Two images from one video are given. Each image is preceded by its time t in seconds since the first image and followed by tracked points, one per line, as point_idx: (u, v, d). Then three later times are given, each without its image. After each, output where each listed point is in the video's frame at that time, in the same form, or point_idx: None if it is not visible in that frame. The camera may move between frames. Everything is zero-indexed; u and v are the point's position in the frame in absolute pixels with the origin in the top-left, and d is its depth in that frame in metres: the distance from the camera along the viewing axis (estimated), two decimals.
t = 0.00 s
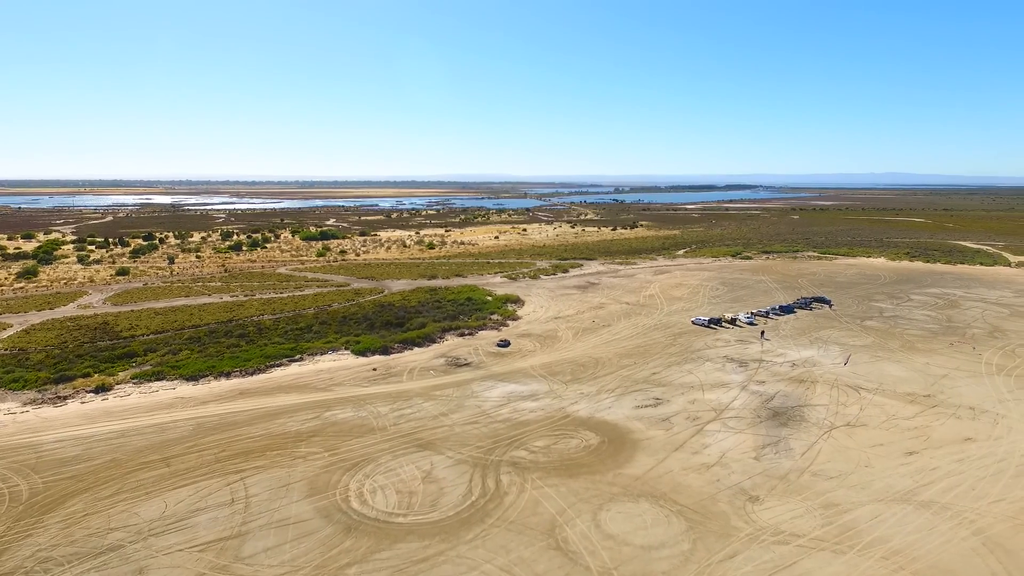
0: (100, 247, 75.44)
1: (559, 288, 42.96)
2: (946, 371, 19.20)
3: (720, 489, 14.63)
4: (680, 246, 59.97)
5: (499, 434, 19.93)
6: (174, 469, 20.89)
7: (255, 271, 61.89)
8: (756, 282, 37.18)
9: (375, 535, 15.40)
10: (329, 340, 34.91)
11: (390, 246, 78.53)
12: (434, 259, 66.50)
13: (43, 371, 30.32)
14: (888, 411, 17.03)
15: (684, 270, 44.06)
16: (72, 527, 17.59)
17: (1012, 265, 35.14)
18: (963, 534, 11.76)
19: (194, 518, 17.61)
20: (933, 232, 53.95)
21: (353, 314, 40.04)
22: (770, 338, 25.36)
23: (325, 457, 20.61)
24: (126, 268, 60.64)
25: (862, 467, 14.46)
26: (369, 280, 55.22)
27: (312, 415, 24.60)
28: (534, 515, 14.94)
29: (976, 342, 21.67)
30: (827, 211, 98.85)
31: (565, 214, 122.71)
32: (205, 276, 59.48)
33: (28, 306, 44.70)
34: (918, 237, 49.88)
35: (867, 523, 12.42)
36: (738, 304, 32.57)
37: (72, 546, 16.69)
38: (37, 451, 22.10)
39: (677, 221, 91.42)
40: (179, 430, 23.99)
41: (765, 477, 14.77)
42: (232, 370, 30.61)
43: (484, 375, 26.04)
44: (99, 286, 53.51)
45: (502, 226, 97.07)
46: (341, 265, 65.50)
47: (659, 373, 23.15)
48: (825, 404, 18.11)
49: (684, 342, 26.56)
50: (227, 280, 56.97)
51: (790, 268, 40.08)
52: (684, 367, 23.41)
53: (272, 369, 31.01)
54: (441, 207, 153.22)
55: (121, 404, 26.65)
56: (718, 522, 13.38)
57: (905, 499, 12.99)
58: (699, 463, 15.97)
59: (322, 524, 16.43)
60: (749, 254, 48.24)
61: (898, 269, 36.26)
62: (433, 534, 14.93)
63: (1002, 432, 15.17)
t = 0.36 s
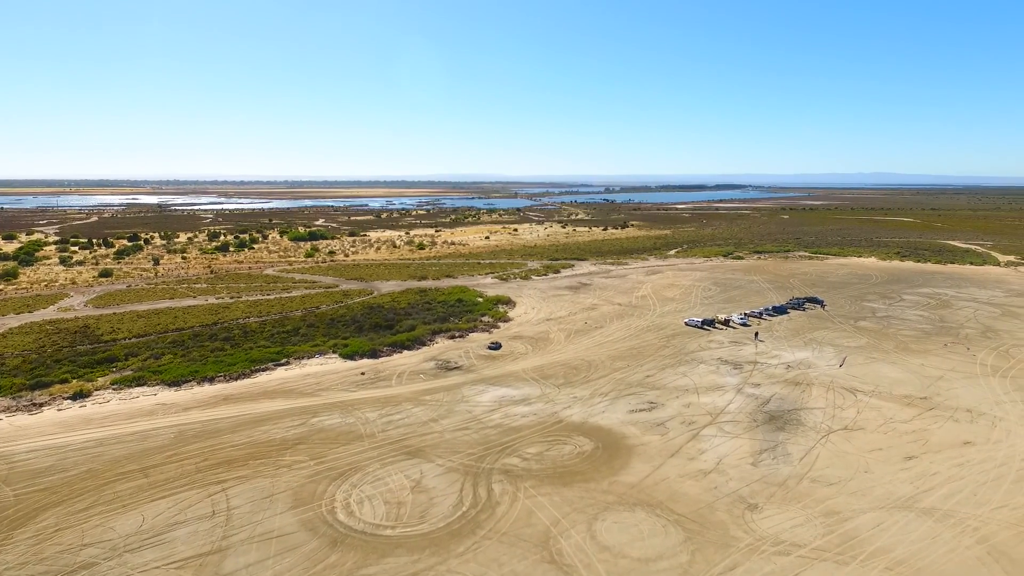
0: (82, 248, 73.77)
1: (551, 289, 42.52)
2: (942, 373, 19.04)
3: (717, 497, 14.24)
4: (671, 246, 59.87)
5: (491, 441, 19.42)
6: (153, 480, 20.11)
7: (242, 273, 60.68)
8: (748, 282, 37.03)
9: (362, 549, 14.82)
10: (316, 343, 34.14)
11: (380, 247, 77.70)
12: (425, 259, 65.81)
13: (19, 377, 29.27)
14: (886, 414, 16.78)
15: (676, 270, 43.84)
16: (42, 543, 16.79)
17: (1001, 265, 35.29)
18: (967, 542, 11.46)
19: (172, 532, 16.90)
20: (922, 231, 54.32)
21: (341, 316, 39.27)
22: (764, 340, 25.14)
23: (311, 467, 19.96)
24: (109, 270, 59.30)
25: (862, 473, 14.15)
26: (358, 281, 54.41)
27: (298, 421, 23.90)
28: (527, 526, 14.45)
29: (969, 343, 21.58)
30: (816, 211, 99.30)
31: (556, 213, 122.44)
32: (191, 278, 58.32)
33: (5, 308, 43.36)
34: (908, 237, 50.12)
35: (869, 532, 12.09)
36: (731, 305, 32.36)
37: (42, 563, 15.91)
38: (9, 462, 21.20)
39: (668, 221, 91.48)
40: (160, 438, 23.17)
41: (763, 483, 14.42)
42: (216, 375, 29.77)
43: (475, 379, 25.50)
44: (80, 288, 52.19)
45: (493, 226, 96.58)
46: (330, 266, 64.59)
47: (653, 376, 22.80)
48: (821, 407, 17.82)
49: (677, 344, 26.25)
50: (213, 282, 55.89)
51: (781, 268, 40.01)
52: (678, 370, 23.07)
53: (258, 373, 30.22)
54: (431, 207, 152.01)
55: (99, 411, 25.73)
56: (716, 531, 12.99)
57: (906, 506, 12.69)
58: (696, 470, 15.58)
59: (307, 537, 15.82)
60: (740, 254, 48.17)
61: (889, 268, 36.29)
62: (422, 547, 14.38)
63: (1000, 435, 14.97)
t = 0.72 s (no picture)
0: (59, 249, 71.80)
1: (540, 290, 42.09)
2: (933, 374, 18.93)
3: (712, 504, 13.89)
4: (660, 246, 59.84)
5: (479, 447, 18.91)
6: (127, 491, 19.28)
7: (225, 274, 59.42)
8: (737, 283, 36.96)
9: (346, 564, 14.23)
10: (300, 347, 33.34)
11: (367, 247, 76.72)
12: (412, 260, 65.04)
13: None
14: (879, 416, 16.58)
15: (665, 270, 43.67)
16: (7, 561, 15.91)
17: (986, 264, 35.57)
18: (966, 550, 11.21)
19: (146, 548, 16.13)
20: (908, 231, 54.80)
21: (326, 318, 38.46)
22: (755, 341, 24.95)
23: (293, 476, 19.27)
24: (88, 271, 57.71)
25: (857, 477, 13.90)
26: (344, 282, 53.52)
27: (281, 428, 23.17)
28: (517, 537, 13.97)
29: (959, 343, 21.56)
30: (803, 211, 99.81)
31: (545, 213, 122.17)
32: (173, 279, 56.98)
33: None
34: (894, 237, 50.48)
35: (867, 540, 11.78)
36: (721, 305, 32.20)
37: None
38: None
39: (656, 221, 91.63)
40: (135, 447, 22.28)
41: (758, 489, 14.09)
42: (196, 381, 28.85)
43: (463, 383, 24.96)
44: (57, 290, 50.64)
45: (482, 226, 96.02)
46: (316, 267, 63.54)
47: (644, 378, 22.46)
48: (815, 410, 17.59)
49: (668, 346, 25.96)
50: (195, 284, 54.62)
51: (771, 268, 40.02)
52: (669, 372, 22.76)
53: (239, 378, 29.37)
54: (419, 207, 150.48)
55: (73, 419, 24.72)
56: (712, 541, 12.61)
57: (904, 512, 12.43)
58: (689, 476, 15.22)
59: (288, 552, 15.18)
60: (729, 253, 48.20)
61: (877, 268, 36.42)
62: (408, 561, 13.83)
63: (994, 437, 14.81)
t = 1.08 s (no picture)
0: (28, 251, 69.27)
1: (525, 291, 41.64)
2: (918, 375, 18.97)
3: (702, 511, 13.56)
4: (645, 246, 59.93)
5: (463, 454, 18.35)
6: (93, 506, 18.29)
7: (202, 276, 57.82)
8: (722, 282, 37.00)
9: None
10: (279, 351, 32.37)
11: (349, 248, 75.54)
12: (395, 261, 64.14)
13: None
14: (867, 418, 16.47)
15: (650, 271, 43.58)
16: None
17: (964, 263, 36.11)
18: (959, 555, 11.03)
19: (112, 567, 15.24)
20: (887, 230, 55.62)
21: (306, 321, 37.47)
22: (741, 341, 24.86)
23: (270, 487, 18.48)
24: (58, 273, 55.68)
25: (847, 481, 13.69)
26: (326, 284, 52.40)
27: (257, 437, 22.30)
28: (503, 549, 13.47)
29: (942, 342, 21.70)
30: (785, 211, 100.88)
31: (530, 213, 121.89)
32: (148, 281, 55.28)
33: None
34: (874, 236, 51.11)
35: (860, 547, 11.55)
36: (706, 306, 32.14)
37: None
38: None
39: (641, 220, 91.99)
40: (103, 458, 21.23)
41: (748, 495, 13.80)
42: (169, 387, 27.75)
43: (446, 387, 24.35)
44: (25, 293, 48.71)
45: (466, 226, 95.40)
46: (296, 268, 62.29)
47: (631, 381, 22.13)
48: (802, 412, 17.44)
49: (654, 347, 25.73)
50: (171, 286, 53.05)
51: (755, 268, 40.19)
52: (656, 374, 22.49)
53: (215, 384, 28.35)
54: (402, 207, 148.80)
55: (37, 429, 23.50)
56: (703, 550, 12.27)
57: (895, 517, 12.24)
58: (679, 482, 14.87)
59: (263, 569, 14.45)
60: (713, 253, 48.38)
61: (858, 268, 36.75)
62: None
63: (981, 438, 14.78)
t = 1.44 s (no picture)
0: None
1: (510, 292, 41.19)
2: (904, 376, 19.04)
3: (693, 519, 13.22)
4: (629, 245, 59.95)
5: (448, 461, 17.74)
6: (57, 523, 17.22)
7: (180, 277, 56.28)
8: (707, 282, 37.00)
9: None
10: (257, 355, 31.41)
11: (331, 248, 74.35)
12: (378, 261, 63.25)
13: None
14: (856, 420, 16.43)
15: (635, 271, 43.45)
16: None
17: (944, 262, 36.62)
18: (954, 561, 10.86)
19: None
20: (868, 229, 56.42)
21: (286, 323, 36.49)
22: (727, 342, 24.73)
23: (246, 499, 17.58)
24: (28, 275, 53.66)
25: (839, 486, 13.50)
26: (307, 285, 51.31)
27: (233, 446, 21.20)
28: (489, 562, 12.95)
29: (926, 342, 21.82)
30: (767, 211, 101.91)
31: (514, 213, 121.54)
32: (123, 283, 53.59)
33: None
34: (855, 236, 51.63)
35: (855, 555, 11.30)
36: (692, 306, 32.04)
37: None
38: None
39: (625, 220, 92.21)
40: (70, 472, 20.10)
41: (740, 502, 13.51)
42: (142, 395, 26.61)
43: (430, 392, 23.63)
44: None
45: (450, 226, 94.72)
46: (277, 269, 61.03)
47: (618, 383, 21.77)
48: (791, 414, 17.29)
49: (641, 348, 25.45)
50: (147, 288, 51.46)
51: (739, 267, 40.31)
52: (643, 376, 22.18)
53: (190, 391, 27.24)
54: (386, 206, 147.30)
55: None
56: (696, 560, 11.91)
57: (889, 523, 12.05)
58: (669, 488, 14.52)
59: None
60: (697, 253, 48.50)
61: (841, 267, 37.03)
62: None
63: (969, 439, 14.76)
